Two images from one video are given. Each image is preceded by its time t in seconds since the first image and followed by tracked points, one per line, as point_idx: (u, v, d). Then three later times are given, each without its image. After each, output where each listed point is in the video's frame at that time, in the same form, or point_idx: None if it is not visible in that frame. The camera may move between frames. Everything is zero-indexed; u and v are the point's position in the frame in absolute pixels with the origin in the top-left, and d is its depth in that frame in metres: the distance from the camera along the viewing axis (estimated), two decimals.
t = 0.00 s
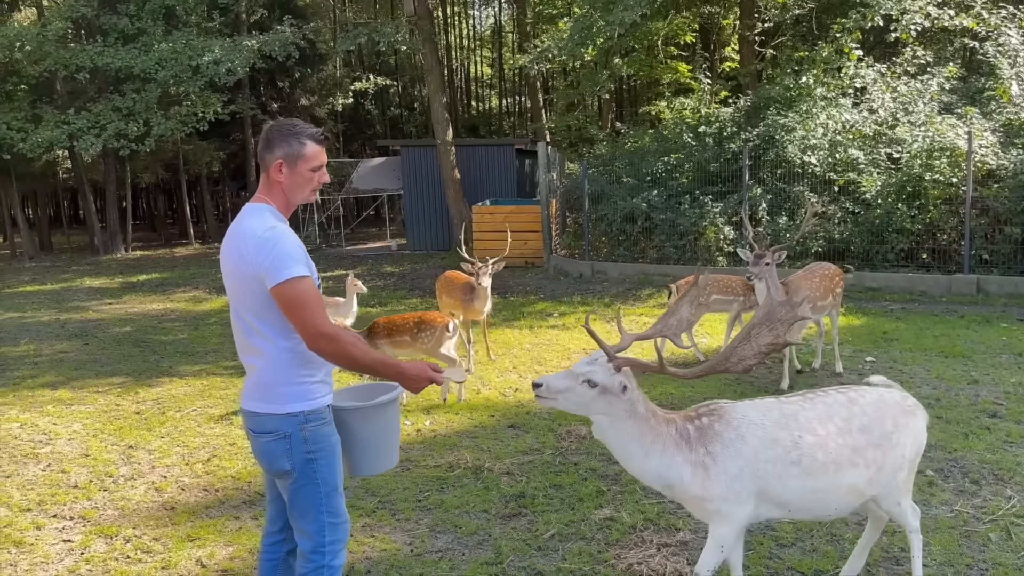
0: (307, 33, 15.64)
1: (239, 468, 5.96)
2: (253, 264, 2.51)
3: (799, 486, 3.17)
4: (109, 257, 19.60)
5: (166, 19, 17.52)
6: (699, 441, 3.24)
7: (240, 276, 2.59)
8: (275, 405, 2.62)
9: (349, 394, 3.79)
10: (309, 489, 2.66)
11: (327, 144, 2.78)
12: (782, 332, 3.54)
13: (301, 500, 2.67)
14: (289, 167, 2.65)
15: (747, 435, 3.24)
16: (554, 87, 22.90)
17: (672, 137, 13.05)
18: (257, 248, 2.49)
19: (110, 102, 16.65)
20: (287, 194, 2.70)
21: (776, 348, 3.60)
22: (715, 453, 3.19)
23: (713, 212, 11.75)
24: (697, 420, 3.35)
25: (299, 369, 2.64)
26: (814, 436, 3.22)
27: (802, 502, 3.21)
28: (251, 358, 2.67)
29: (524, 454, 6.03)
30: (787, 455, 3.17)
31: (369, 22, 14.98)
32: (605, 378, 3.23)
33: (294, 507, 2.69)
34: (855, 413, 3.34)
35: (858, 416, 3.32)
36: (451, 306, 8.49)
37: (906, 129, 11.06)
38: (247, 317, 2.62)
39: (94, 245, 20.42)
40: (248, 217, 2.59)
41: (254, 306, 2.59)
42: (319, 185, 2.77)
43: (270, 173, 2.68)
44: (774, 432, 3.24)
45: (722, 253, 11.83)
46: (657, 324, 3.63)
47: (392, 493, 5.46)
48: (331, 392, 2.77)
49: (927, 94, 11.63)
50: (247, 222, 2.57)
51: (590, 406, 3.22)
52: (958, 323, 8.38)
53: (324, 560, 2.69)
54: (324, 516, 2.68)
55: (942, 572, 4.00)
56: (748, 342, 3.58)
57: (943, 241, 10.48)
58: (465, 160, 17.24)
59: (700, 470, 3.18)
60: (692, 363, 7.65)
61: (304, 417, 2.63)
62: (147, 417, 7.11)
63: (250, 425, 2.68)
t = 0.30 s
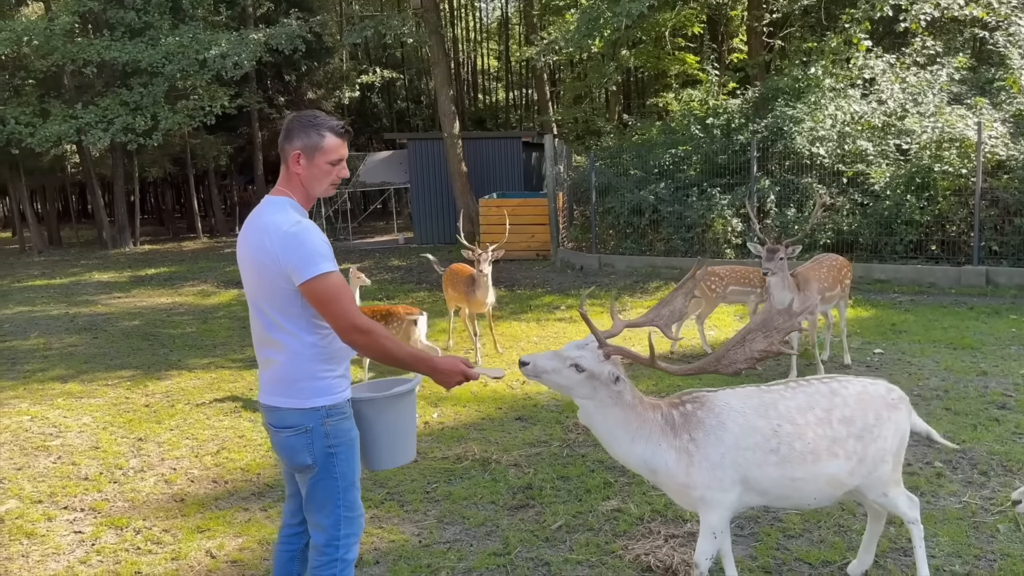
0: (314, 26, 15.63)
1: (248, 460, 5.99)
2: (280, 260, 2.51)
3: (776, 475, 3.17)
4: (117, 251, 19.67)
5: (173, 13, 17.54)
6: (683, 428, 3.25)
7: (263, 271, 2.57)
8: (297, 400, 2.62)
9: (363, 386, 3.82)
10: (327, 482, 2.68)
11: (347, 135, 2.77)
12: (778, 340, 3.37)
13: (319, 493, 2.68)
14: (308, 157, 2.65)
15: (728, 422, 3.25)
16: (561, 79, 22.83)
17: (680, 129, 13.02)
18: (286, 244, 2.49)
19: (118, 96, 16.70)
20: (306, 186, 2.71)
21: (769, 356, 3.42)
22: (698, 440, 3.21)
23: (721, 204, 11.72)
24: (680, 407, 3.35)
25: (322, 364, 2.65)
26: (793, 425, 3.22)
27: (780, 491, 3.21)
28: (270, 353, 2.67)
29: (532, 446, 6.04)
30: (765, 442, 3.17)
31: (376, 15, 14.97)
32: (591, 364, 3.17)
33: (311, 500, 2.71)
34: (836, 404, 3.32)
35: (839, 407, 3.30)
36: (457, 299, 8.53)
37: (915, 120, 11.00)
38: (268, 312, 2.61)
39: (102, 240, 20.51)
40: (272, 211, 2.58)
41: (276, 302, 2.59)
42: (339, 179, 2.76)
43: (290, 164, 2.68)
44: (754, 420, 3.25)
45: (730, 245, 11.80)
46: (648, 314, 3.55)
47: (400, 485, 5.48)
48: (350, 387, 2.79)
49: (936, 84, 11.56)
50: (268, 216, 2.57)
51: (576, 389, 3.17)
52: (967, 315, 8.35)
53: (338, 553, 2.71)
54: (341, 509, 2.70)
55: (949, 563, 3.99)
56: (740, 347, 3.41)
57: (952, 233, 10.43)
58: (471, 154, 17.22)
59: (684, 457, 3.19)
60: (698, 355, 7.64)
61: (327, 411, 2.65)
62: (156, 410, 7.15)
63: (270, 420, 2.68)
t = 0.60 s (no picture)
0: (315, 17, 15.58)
1: (253, 451, 6.01)
2: (297, 252, 2.52)
3: (765, 463, 3.19)
4: (120, 244, 19.69)
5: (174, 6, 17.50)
6: (673, 417, 3.27)
7: (278, 263, 2.57)
8: (309, 392, 2.63)
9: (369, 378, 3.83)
10: (338, 474, 2.70)
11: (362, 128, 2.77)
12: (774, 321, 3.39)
13: (329, 484, 2.70)
14: (321, 149, 2.66)
15: (715, 410, 3.28)
16: (563, 70, 22.76)
17: (683, 120, 12.99)
18: (304, 236, 2.50)
19: (120, 89, 16.69)
20: (319, 178, 2.71)
21: (764, 336, 3.45)
22: (688, 429, 3.23)
23: (724, 194, 11.70)
24: (670, 396, 3.37)
25: (335, 356, 2.66)
26: (778, 414, 3.24)
27: (769, 478, 3.22)
28: (283, 344, 2.67)
29: (536, 436, 6.06)
30: (750, 430, 3.20)
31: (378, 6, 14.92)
32: (589, 357, 3.17)
33: (321, 492, 2.73)
34: (823, 395, 3.31)
35: (826, 397, 3.30)
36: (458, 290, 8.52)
37: (919, 110, 10.97)
38: (283, 303, 2.62)
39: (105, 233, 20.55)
40: (288, 202, 2.58)
41: (289, 293, 2.59)
42: (352, 171, 2.77)
43: (303, 155, 2.68)
44: (739, 408, 3.28)
45: (733, 236, 11.79)
46: (632, 303, 3.56)
47: (404, 475, 5.50)
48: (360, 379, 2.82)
49: (941, 74, 11.53)
50: (284, 207, 2.58)
51: (574, 381, 3.17)
52: (971, 305, 8.34)
53: (347, 543, 2.74)
54: (351, 500, 2.72)
55: (952, 551, 4.00)
56: (738, 328, 3.41)
57: (957, 223, 10.40)
58: (474, 145, 17.20)
59: (676, 446, 3.21)
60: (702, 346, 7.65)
61: (339, 404, 2.66)
62: (161, 401, 7.19)
63: (281, 412, 2.69)
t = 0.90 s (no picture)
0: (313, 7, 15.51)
1: (253, 441, 6.02)
2: (303, 243, 2.52)
3: (757, 447, 3.21)
4: (119, 235, 19.67)
5: None
6: (667, 403, 3.28)
7: (282, 254, 2.57)
8: (311, 382, 2.64)
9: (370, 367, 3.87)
10: (339, 463, 2.70)
11: (366, 119, 2.77)
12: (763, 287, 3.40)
13: (331, 474, 2.71)
14: (325, 139, 2.66)
15: (709, 397, 3.29)
16: (562, 60, 22.68)
17: (682, 109, 12.95)
18: (310, 226, 2.50)
19: (117, 80, 16.64)
20: (321, 168, 2.71)
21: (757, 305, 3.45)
22: (682, 416, 3.24)
23: (723, 183, 11.69)
24: (665, 383, 3.38)
25: (338, 347, 2.67)
26: (770, 399, 3.25)
27: (763, 463, 3.25)
28: (284, 335, 2.67)
29: (536, 426, 6.07)
30: (744, 416, 3.22)
31: None
32: (588, 345, 3.16)
33: (321, 480, 2.73)
34: (811, 380, 3.33)
35: (814, 382, 3.31)
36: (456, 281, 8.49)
37: (919, 98, 10.95)
38: (285, 294, 2.62)
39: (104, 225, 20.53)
40: (292, 192, 2.58)
41: (292, 283, 2.59)
42: (354, 161, 2.76)
43: (307, 145, 2.68)
44: (733, 393, 3.29)
45: (732, 226, 11.78)
46: (623, 287, 3.58)
47: (405, 464, 5.51)
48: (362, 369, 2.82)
49: (940, 62, 11.52)
50: (287, 196, 2.57)
51: (572, 370, 3.16)
52: (970, 293, 8.34)
53: (348, 531, 2.76)
54: (352, 489, 2.73)
55: (950, 538, 4.02)
56: (728, 301, 3.43)
57: (956, 212, 10.40)
58: (472, 136, 17.17)
59: (669, 432, 3.22)
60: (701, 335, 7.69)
61: (341, 394, 2.67)
62: (161, 392, 7.20)
63: (282, 402, 2.69)
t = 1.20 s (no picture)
0: None
1: (248, 433, 6.02)
2: (298, 234, 2.50)
3: (749, 435, 3.21)
4: (114, 227, 19.60)
5: None
6: (659, 392, 3.28)
7: (275, 245, 2.55)
8: (301, 373, 2.63)
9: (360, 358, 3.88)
10: (330, 454, 2.70)
11: (361, 111, 2.75)
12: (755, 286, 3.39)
13: (322, 465, 2.70)
14: (319, 130, 2.64)
15: (701, 384, 3.29)
16: (557, 49, 22.59)
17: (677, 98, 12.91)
18: (305, 218, 2.48)
19: (109, 71, 16.54)
20: (315, 159, 2.69)
21: (747, 304, 3.44)
22: (674, 403, 3.23)
23: (718, 173, 11.68)
24: (657, 372, 3.38)
25: (329, 338, 2.66)
26: (763, 386, 3.25)
27: (755, 449, 3.25)
28: (275, 326, 2.66)
29: (531, 416, 6.08)
30: (737, 403, 3.22)
31: None
32: (577, 331, 3.18)
33: (312, 472, 2.72)
34: (804, 366, 3.34)
35: (807, 369, 3.32)
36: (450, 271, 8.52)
37: (913, 87, 10.94)
38: (277, 285, 2.60)
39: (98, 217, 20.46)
40: (287, 183, 2.56)
41: (284, 275, 2.58)
42: (348, 153, 2.75)
43: (300, 136, 2.66)
44: (725, 381, 3.29)
45: (728, 215, 11.76)
46: (618, 280, 3.57)
47: (400, 455, 5.51)
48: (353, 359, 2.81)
49: (934, 51, 11.52)
50: (282, 187, 2.56)
51: (562, 356, 3.17)
52: (964, 282, 8.35)
53: (340, 523, 2.75)
54: (343, 480, 2.73)
55: (943, 525, 4.03)
56: (720, 298, 3.42)
57: (950, 200, 10.41)
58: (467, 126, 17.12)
59: (662, 420, 3.21)
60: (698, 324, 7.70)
61: (331, 385, 2.66)
62: (156, 385, 7.19)
63: (272, 393, 2.68)
